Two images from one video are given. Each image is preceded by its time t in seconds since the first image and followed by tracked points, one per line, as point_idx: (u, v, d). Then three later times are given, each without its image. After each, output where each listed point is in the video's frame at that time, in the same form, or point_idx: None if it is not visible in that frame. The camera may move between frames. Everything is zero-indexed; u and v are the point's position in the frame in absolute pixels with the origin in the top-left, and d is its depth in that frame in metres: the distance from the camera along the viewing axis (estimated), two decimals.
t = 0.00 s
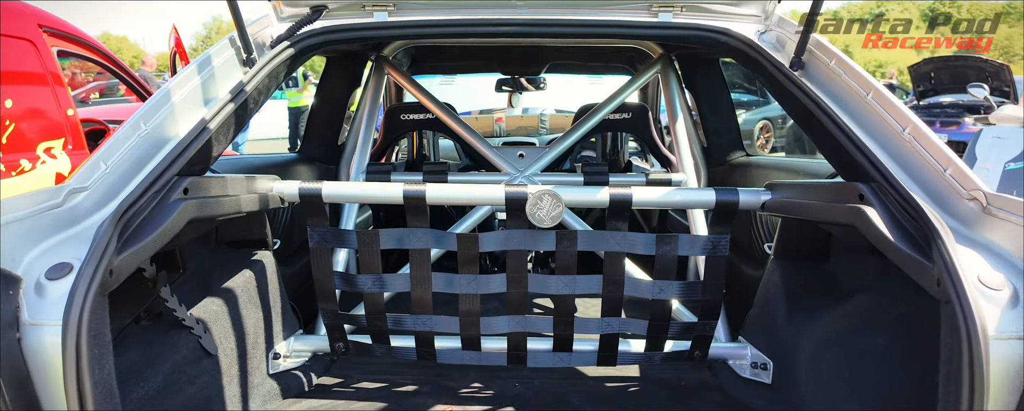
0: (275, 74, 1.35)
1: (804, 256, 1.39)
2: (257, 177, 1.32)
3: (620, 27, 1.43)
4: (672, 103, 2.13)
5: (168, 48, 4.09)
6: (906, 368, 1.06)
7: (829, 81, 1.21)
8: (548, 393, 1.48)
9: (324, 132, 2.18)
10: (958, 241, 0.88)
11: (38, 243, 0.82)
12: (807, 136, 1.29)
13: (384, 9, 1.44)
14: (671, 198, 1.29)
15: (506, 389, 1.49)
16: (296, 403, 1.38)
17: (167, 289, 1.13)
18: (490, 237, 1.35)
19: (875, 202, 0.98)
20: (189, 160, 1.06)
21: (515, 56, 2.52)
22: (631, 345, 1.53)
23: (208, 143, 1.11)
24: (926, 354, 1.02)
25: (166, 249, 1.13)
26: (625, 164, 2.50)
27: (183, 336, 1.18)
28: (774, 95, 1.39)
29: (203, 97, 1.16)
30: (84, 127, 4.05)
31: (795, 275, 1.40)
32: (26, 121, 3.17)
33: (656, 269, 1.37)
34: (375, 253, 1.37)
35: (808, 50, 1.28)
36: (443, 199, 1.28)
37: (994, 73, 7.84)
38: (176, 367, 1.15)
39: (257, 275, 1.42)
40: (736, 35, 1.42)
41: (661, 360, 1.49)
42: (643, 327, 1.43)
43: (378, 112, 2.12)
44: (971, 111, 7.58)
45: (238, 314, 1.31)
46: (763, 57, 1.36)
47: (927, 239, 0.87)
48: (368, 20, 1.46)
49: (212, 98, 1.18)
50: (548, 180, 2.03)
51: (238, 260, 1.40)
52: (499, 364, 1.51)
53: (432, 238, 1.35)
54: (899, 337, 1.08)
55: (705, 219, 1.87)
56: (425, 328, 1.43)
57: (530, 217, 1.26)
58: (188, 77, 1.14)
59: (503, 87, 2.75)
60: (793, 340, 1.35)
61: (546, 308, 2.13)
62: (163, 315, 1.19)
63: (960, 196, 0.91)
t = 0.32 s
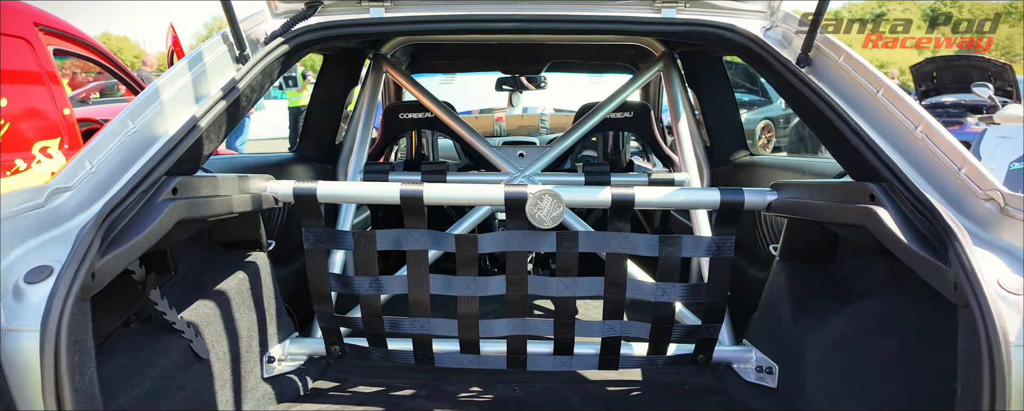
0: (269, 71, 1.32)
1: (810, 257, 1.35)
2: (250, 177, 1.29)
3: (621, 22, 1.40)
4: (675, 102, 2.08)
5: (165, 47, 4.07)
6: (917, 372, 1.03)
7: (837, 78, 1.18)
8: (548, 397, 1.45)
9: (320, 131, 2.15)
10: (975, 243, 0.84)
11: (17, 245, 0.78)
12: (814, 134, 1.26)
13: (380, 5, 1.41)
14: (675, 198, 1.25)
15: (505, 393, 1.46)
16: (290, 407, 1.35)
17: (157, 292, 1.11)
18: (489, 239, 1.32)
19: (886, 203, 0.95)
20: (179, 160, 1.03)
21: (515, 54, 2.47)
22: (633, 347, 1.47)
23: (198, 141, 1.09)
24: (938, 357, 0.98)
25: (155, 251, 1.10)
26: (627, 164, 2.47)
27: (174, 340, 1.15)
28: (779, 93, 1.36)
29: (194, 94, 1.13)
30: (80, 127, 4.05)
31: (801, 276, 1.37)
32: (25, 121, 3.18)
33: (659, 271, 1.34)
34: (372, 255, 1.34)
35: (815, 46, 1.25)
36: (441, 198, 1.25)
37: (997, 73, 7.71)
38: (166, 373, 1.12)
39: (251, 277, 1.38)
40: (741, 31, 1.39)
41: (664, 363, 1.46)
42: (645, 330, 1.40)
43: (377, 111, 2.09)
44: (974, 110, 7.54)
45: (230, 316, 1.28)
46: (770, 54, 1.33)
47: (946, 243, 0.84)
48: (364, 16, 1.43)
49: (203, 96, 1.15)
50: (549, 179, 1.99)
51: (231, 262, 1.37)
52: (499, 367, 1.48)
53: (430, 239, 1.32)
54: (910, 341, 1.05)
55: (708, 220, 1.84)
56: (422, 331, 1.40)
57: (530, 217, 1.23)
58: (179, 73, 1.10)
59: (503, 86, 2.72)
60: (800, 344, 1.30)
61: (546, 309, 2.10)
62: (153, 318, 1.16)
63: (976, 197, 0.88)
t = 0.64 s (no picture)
0: (263, 69, 1.29)
1: (815, 260, 1.32)
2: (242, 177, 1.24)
3: (625, 20, 1.37)
4: (677, 100, 2.02)
5: (163, 46, 4.06)
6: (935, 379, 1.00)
7: (847, 76, 1.14)
8: (549, 402, 1.42)
9: (318, 131, 2.12)
10: (995, 247, 0.81)
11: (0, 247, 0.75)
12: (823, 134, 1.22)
13: (377, 2, 1.38)
14: (679, 199, 1.22)
15: (505, 399, 1.42)
16: None
17: (147, 296, 1.07)
18: (488, 241, 1.28)
19: (899, 204, 0.92)
20: (168, 160, 1.00)
21: (516, 54, 2.43)
22: (635, 352, 1.44)
23: (188, 141, 1.05)
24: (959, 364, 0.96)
25: (146, 253, 1.07)
26: (628, 164, 2.44)
27: (164, 345, 1.12)
28: (786, 92, 1.33)
29: (185, 93, 1.10)
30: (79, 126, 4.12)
31: (807, 280, 1.33)
32: (22, 120, 3.30)
33: (663, 275, 1.31)
34: (369, 257, 1.31)
35: (824, 44, 1.21)
36: (439, 200, 1.22)
37: (998, 73, 7.62)
38: (156, 379, 1.09)
39: (245, 280, 1.36)
40: (747, 28, 1.37)
41: (667, 368, 1.43)
42: (648, 334, 1.37)
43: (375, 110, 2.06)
44: (977, 111, 7.52)
45: (223, 321, 1.25)
46: (777, 51, 1.30)
47: (965, 248, 0.81)
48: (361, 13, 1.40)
49: (195, 94, 1.12)
50: (551, 180, 1.95)
51: (225, 265, 1.34)
52: (498, 372, 1.44)
53: (428, 241, 1.29)
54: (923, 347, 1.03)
55: (712, 221, 1.79)
56: (421, 335, 1.37)
57: (530, 219, 1.20)
58: (169, 72, 1.07)
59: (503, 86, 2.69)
60: (809, 349, 1.28)
61: (547, 312, 2.07)
62: (143, 323, 1.12)
63: (995, 199, 0.85)
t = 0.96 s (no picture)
0: (257, 69, 1.26)
1: (823, 264, 1.30)
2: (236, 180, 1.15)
3: (628, 17, 1.34)
4: (681, 101, 1.99)
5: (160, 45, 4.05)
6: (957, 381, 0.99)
7: (857, 75, 1.11)
8: (551, 409, 1.38)
9: (316, 131, 2.09)
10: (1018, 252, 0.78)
11: None
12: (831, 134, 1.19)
13: None
14: (684, 201, 1.19)
15: (506, 405, 1.39)
16: None
17: (137, 301, 1.04)
18: (488, 244, 1.25)
19: (913, 207, 0.90)
20: (157, 162, 0.97)
21: (517, 53, 2.40)
22: (639, 358, 1.42)
23: (179, 141, 1.02)
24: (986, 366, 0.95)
25: (135, 258, 1.04)
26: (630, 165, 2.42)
27: (155, 352, 1.08)
28: (793, 91, 1.30)
29: (176, 92, 1.07)
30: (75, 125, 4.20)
31: (816, 284, 1.30)
32: (20, 121, 3.46)
33: (667, 279, 1.27)
34: (366, 260, 1.27)
35: (833, 42, 1.18)
36: (438, 201, 1.19)
37: (1002, 73, 7.71)
38: (145, 387, 1.05)
39: (240, 284, 1.32)
40: (753, 26, 1.33)
41: (672, 374, 1.39)
42: (652, 339, 1.33)
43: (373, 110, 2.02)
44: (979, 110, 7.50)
45: (216, 326, 1.22)
46: (784, 50, 1.26)
47: (987, 255, 0.78)
48: (358, 11, 1.37)
49: (187, 94, 1.09)
50: (551, 181, 1.92)
51: (218, 268, 1.31)
52: (498, 378, 1.41)
53: (426, 245, 1.26)
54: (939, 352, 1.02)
55: (716, 223, 1.76)
56: (419, 340, 1.34)
57: (532, 222, 1.17)
58: (159, 70, 1.04)
59: (505, 85, 2.67)
60: (817, 355, 1.25)
61: (548, 315, 2.05)
62: (133, 329, 1.09)
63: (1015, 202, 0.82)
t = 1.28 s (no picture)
0: (251, 66, 1.22)
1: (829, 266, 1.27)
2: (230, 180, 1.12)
3: (633, 13, 1.30)
4: (685, 101, 1.96)
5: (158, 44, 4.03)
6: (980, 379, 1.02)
7: (870, 72, 1.08)
8: None
9: (313, 130, 2.06)
10: None
11: None
12: (842, 132, 1.16)
13: None
14: (689, 202, 1.15)
15: None
16: None
17: (126, 305, 1.01)
18: (488, 246, 1.22)
19: (931, 209, 0.87)
20: (146, 162, 0.94)
21: (518, 52, 2.37)
22: (642, 362, 1.38)
23: (169, 140, 0.99)
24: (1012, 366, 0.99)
25: (124, 260, 1.00)
26: (633, 165, 2.38)
27: (145, 357, 1.05)
28: (802, 88, 1.26)
29: (167, 90, 1.03)
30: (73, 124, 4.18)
31: (826, 285, 1.26)
32: (17, 121, 3.44)
33: (672, 282, 1.24)
34: (363, 263, 1.24)
35: (843, 38, 1.15)
36: (436, 202, 1.16)
37: (1004, 72, 7.73)
38: (132, 395, 1.01)
39: (234, 287, 1.29)
40: (761, 22, 1.30)
41: (677, 379, 1.36)
42: (657, 344, 1.30)
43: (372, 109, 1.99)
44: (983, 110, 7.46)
45: (209, 330, 1.18)
46: (793, 46, 1.23)
47: (1011, 261, 0.76)
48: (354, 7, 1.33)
49: (178, 92, 1.05)
50: (552, 181, 1.89)
51: (212, 272, 1.28)
52: (499, 383, 1.38)
53: (425, 247, 1.23)
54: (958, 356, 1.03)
55: (721, 224, 1.73)
56: (417, 344, 1.31)
57: (534, 224, 1.14)
58: (149, 67, 1.01)
59: (506, 85, 2.60)
60: (828, 361, 1.21)
61: (550, 317, 2.02)
62: (122, 334, 1.06)
63: None
